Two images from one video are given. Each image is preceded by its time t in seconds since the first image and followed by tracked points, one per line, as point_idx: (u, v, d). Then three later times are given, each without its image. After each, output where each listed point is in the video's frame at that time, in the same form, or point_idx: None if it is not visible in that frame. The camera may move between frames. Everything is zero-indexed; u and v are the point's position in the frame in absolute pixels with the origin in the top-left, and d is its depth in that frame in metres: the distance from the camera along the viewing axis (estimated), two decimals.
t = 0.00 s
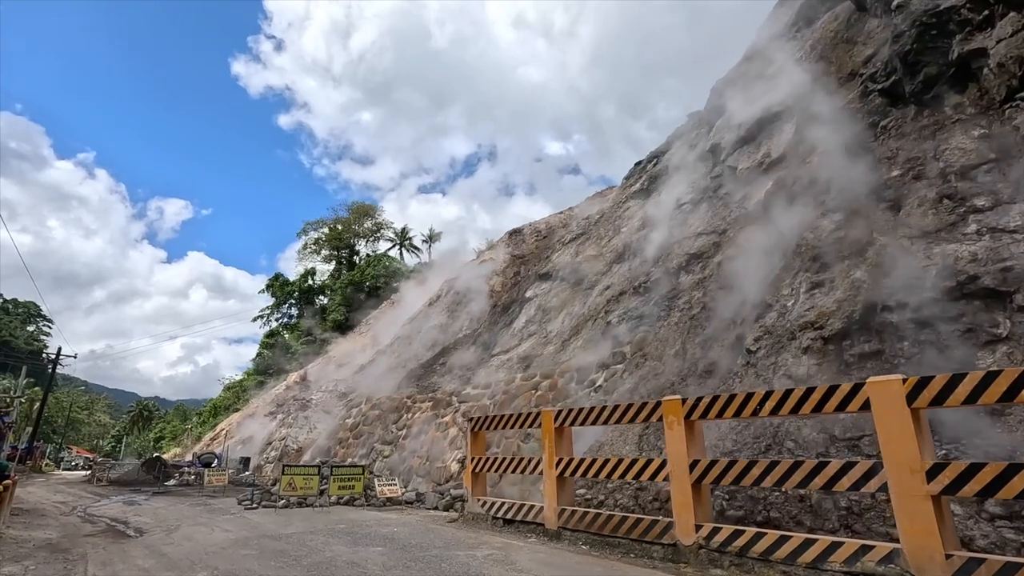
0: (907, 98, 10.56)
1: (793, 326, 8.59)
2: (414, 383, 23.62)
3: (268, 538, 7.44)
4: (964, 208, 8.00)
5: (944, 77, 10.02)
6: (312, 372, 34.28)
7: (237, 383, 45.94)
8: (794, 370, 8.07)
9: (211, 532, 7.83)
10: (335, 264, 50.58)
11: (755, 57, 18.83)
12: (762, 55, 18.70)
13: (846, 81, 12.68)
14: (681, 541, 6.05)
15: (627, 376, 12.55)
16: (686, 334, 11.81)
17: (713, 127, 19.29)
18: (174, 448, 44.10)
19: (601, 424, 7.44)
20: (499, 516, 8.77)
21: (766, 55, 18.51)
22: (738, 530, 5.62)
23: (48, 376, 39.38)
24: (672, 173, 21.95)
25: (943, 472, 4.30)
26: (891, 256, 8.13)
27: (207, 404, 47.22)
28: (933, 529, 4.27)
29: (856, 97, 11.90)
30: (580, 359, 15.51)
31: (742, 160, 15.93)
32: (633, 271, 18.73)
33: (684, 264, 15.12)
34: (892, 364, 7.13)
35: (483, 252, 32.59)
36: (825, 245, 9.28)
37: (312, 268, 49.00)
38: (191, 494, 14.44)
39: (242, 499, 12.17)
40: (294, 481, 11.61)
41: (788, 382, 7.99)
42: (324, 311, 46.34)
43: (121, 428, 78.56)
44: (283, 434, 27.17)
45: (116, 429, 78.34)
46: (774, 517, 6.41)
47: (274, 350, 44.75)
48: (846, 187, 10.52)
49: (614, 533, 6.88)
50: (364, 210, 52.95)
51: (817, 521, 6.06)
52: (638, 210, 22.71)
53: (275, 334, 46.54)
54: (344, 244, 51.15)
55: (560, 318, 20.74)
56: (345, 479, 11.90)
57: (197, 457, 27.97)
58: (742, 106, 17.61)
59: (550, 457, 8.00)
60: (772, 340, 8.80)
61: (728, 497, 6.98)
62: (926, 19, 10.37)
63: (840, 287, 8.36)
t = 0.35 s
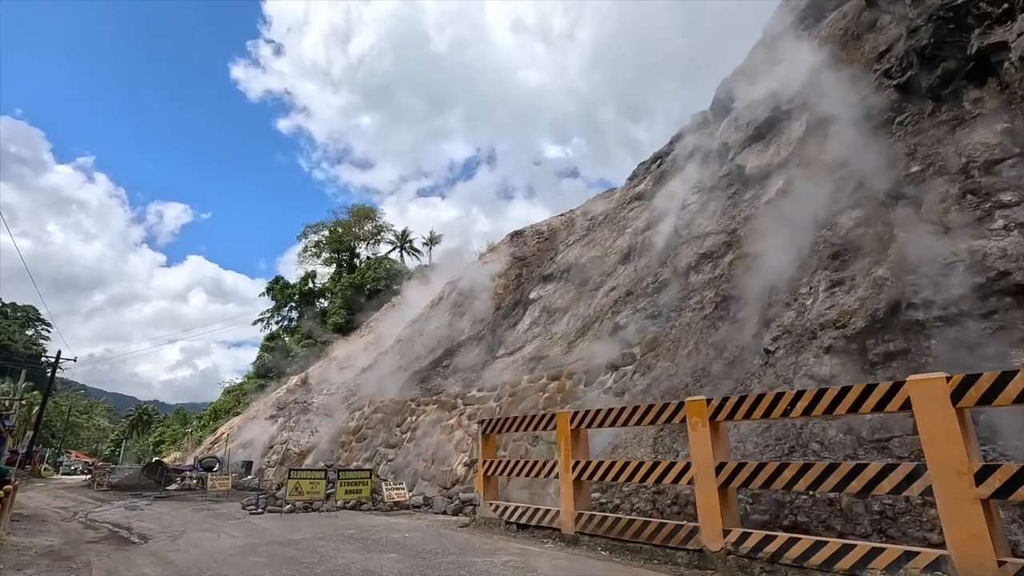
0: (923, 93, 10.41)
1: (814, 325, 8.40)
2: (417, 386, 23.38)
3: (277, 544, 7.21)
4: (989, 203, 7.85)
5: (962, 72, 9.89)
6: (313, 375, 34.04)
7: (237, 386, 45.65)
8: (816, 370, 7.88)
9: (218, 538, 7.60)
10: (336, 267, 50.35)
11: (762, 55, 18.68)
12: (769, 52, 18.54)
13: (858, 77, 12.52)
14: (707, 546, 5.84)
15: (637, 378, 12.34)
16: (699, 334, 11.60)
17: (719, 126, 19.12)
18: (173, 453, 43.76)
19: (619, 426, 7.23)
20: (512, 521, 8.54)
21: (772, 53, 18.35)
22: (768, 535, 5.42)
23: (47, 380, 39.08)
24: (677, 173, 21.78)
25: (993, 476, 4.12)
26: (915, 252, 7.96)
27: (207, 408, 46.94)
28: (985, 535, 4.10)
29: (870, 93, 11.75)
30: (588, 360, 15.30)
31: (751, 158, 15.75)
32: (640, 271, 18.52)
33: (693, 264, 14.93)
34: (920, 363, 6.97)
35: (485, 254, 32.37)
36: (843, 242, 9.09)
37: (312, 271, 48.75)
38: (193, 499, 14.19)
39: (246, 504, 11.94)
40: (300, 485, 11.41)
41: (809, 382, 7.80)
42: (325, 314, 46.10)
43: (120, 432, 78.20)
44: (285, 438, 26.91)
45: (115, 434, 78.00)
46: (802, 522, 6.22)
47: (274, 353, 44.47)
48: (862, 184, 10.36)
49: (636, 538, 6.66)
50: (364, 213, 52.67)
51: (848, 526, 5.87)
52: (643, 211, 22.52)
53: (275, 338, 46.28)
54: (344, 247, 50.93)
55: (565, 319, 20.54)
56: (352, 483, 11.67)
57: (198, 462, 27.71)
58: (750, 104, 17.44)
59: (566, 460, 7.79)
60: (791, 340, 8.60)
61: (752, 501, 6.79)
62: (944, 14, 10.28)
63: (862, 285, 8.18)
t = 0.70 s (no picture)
0: (942, 90, 10.23)
1: (835, 326, 8.20)
2: (421, 389, 23.16)
3: (286, 552, 7.00)
4: (1016, 201, 7.66)
5: (982, 68, 9.72)
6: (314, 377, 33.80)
7: (238, 389, 45.42)
8: (839, 372, 7.68)
9: (225, 545, 7.39)
10: (337, 270, 50.14)
11: (770, 54, 18.49)
12: (777, 51, 18.35)
13: (872, 74, 12.33)
14: (735, 555, 5.64)
15: (649, 381, 12.12)
16: (712, 336, 11.39)
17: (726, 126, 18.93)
18: (174, 456, 43.54)
19: (638, 430, 7.02)
20: (526, 527, 8.33)
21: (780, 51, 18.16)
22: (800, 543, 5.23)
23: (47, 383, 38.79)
24: (683, 173, 21.58)
25: None
26: (940, 251, 7.77)
27: (207, 411, 46.66)
28: None
29: (886, 91, 11.57)
30: (596, 362, 15.09)
31: (761, 158, 15.55)
32: (647, 272, 18.31)
33: (702, 265, 14.73)
34: (949, 365, 6.78)
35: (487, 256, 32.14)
36: (863, 240, 8.89)
37: (313, 273, 48.52)
38: (196, 503, 13.97)
39: (251, 509, 11.72)
40: (307, 490, 11.21)
41: (833, 385, 7.60)
42: (326, 317, 45.86)
43: (120, 435, 77.92)
44: (287, 441, 26.68)
45: (115, 436, 77.76)
46: (831, 529, 6.02)
47: (275, 356, 44.19)
48: (880, 183, 10.18)
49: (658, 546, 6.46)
50: (365, 215, 52.40)
51: (880, 534, 5.67)
52: (649, 211, 22.31)
53: (276, 340, 46.04)
54: (346, 249, 50.72)
55: (571, 321, 20.32)
56: (359, 488, 11.45)
57: (199, 466, 27.46)
58: (759, 103, 17.26)
59: (583, 464, 7.58)
60: (812, 341, 8.40)
61: (776, 507, 6.59)
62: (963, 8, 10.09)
63: (885, 284, 7.99)
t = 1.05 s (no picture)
0: (957, 85, 10.09)
1: (853, 324, 8.01)
2: (422, 390, 22.93)
3: (290, 557, 6.78)
4: None
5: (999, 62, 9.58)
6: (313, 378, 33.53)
7: (237, 390, 45.15)
8: (859, 371, 7.49)
9: (228, 550, 7.17)
10: (337, 271, 49.91)
11: (777, 53, 18.32)
12: (783, 49, 18.18)
13: (883, 70, 12.16)
14: (758, 561, 5.44)
15: (657, 382, 11.91)
16: (722, 336, 11.19)
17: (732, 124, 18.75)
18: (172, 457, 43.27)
19: (652, 430, 6.80)
20: (536, 530, 8.10)
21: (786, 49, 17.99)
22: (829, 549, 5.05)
23: (45, 384, 38.56)
24: (687, 173, 21.39)
25: None
26: (961, 248, 7.59)
27: (207, 412, 46.40)
28: None
29: (898, 87, 11.40)
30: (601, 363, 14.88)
31: (768, 155, 15.36)
32: (652, 272, 18.10)
33: (709, 263, 14.52)
34: (973, 364, 6.60)
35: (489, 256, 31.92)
36: (879, 237, 8.70)
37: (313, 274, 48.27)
38: (196, 506, 13.74)
39: (252, 511, 11.49)
40: (310, 492, 10.98)
41: (852, 385, 7.41)
42: (326, 318, 45.61)
43: (118, 436, 77.58)
44: (287, 442, 26.45)
45: (114, 437, 77.42)
46: (856, 533, 5.86)
47: (274, 356, 43.92)
48: (895, 180, 10.00)
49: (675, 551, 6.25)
50: (365, 216, 52.12)
51: (908, 539, 5.51)
52: (652, 211, 22.10)
53: (275, 341, 45.77)
54: (345, 249, 50.49)
55: (574, 321, 20.11)
56: (363, 490, 11.22)
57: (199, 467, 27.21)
58: (766, 101, 17.07)
59: (595, 466, 7.36)
60: (828, 340, 8.20)
61: (797, 510, 6.42)
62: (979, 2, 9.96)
63: (904, 282, 7.80)
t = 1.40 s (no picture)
0: (975, 79, 9.98)
1: (873, 323, 7.81)
2: (423, 391, 22.68)
3: (294, 563, 6.52)
4: None
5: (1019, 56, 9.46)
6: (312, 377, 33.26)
7: (235, 390, 44.87)
8: (880, 372, 7.28)
9: (229, 555, 6.92)
10: (336, 270, 49.66)
11: (783, 49, 18.10)
12: (789, 46, 17.97)
13: (896, 65, 11.94)
14: (785, 568, 5.24)
15: (665, 383, 11.68)
16: (733, 335, 10.97)
17: (737, 122, 18.54)
18: (170, 458, 43.02)
19: (670, 432, 6.56)
20: (547, 535, 7.86)
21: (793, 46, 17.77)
22: (863, 557, 4.85)
23: (42, 384, 38.22)
24: (692, 172, 21.17)
25: None
26: (985, 245, 7.38)
27: (204, 412, 46.06)
28: None
29: (912, 82, 11.20)
30: (606, 363, 14.65)
31: (776, 153, 15.14)
32: (656, 271, 17.86)
33: (716, 262, 14.29)
34: (1002, 364, 6.39)
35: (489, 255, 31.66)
36: (898, 234, 8.48)
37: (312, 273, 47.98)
38: (195, 508, 13.51)
39: (252, 514, 11.25)
40: (313, 495, 10.73)
41: (874, 386, 7.20)
42: (325, 318, 45.33)
43: (116, 436, 77.26)
44: (286, 443, 26.19)
45: (111, 437, 77.10)
46: (885, 540, 5.66)
47: (272, 356, 43.59)
48: (911, 176, 9.79)
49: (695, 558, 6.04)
50: (364, 216, 51.78)
51: (942, 546, 5.34)
52: (656, 210, 21.88)
53: (273, 341, 45.49)
54: (345, 249, 50.22)
55: (577, 321, 19.87)
56: (367, 492, 10.97)
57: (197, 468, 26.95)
58: (773, 99, 16.85)
59: (609, 469, 7.13)
60: (847, 340, 7.99)
61: (821, 515, 6.22)
62: None
63: (927, 280, 7.60)
